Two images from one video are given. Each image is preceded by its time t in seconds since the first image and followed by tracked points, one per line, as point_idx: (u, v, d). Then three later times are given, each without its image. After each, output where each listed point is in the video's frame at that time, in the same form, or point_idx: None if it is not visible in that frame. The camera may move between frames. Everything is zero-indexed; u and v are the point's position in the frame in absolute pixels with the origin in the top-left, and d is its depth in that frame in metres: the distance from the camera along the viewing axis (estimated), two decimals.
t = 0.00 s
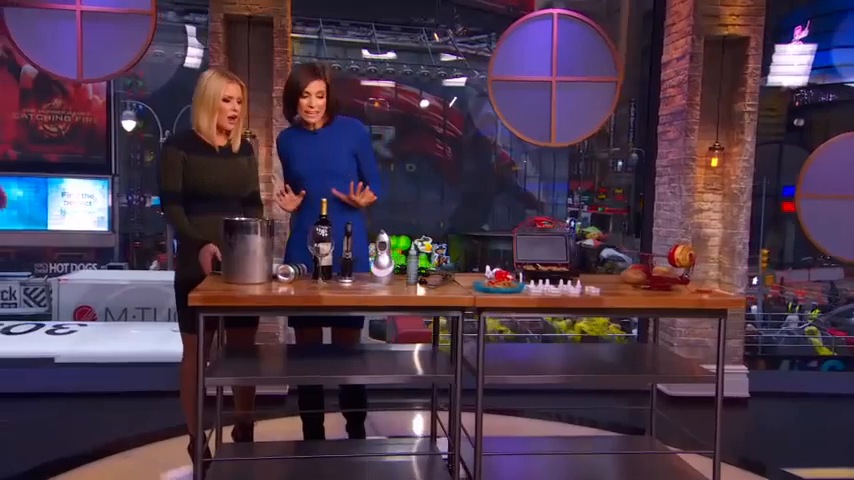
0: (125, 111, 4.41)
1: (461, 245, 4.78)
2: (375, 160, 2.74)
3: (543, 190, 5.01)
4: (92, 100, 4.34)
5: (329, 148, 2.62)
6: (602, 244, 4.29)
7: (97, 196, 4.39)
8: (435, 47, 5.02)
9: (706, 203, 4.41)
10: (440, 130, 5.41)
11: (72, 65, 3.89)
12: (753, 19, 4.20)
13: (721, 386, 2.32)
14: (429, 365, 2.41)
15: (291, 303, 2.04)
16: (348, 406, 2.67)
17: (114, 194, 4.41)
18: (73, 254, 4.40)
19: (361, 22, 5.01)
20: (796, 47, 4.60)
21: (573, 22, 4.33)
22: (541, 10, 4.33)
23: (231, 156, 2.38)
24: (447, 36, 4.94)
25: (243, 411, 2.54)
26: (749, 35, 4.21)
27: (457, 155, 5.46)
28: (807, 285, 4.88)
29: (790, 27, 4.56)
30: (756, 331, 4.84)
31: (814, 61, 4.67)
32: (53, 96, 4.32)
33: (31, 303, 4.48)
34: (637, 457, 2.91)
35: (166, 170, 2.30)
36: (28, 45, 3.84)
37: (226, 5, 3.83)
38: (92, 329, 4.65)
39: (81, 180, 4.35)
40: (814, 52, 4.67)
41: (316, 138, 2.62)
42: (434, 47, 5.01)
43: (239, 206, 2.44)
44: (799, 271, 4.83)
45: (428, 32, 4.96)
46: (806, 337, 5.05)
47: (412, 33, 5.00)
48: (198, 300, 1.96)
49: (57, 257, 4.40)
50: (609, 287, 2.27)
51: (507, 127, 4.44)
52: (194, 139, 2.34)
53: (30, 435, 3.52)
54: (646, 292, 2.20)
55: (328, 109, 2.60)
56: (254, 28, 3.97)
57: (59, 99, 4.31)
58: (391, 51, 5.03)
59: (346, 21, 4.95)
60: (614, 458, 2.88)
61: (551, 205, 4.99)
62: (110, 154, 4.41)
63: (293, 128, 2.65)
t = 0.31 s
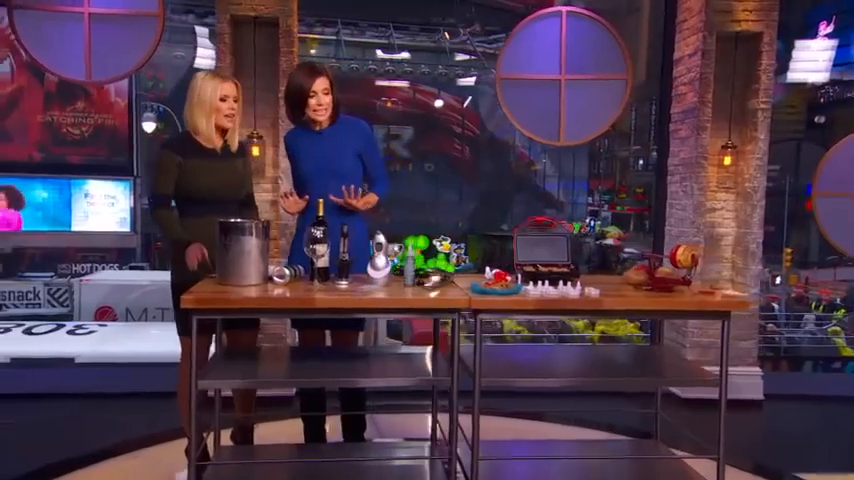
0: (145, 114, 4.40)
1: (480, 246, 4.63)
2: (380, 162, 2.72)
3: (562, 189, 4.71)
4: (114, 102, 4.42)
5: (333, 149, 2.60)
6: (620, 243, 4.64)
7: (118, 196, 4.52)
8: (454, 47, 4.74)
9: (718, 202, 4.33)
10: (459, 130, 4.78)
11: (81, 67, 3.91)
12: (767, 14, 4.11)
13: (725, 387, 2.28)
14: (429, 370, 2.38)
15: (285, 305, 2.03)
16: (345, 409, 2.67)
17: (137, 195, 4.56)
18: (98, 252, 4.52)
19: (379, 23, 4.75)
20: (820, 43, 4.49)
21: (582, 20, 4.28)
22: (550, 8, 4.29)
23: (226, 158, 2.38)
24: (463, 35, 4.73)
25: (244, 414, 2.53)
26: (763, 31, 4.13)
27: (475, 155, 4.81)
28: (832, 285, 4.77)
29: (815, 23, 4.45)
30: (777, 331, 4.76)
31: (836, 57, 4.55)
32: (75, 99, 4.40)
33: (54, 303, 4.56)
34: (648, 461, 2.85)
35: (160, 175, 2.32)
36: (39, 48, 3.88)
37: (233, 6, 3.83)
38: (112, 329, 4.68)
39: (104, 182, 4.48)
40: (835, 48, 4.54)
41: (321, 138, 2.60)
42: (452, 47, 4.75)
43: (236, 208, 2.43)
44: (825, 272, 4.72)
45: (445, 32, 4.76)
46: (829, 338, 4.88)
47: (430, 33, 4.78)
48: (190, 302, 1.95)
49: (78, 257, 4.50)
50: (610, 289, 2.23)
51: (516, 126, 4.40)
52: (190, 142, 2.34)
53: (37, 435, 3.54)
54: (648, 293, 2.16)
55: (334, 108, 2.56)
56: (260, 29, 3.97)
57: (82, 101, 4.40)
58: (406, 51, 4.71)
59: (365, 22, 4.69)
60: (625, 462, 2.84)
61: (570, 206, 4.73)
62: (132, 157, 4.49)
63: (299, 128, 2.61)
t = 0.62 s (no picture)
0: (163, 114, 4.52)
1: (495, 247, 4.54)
2: (394, 166, 2.68)
3: (578, 190, 4.80)
4: (132, 103, 4.59)
5: (341, 149, 2.58)
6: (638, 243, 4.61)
7: (137, 197, 4.61)
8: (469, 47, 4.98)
9: (729, 201, 4.28)
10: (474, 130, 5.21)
11: (88, 68, 3.93)
12: (778, 11, 4.05)
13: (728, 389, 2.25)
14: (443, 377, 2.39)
15: (280, 307, 2.01)
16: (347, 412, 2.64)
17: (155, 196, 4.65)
18: (118, 251, 4.68)
19: (397, 23, 5.06)
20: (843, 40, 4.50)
21: (591, 18, 4.24)
22: (558, 6, 4.25)
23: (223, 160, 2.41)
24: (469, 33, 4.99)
25: (242, 415, 2.54)
26: (774, 28, 4.07)
27: (490, 155, 5.16)
28: None
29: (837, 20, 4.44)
30: (797, 332, 4.75)
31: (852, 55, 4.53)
32: (96, 101, 4.58)
33: (72, 303, 4.66)
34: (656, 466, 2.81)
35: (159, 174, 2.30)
36: (47, 49, 3.91)
37: (238, 6, 3.82)
38: (128, 329, 4.69)
39: (123, 182, 4.57)
40: None
41: (332, 137, 2.58)
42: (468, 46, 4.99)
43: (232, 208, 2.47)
44: (847, 272, 4.69)
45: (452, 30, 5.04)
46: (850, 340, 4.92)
47: (445, 33, 5.08)
48: (183, 303, 1.95)
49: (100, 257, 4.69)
50: (611, 290, 2.19)
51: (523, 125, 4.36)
52: (183, 143, 2.35)
53: (40, 435, 3.56)
54: (648, 294, 2.12)
55: (338, 109, 2.48)
56: (266, 29, 3.97)
57: (102, 103, 4.57)
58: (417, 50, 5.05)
59: (381, 23, 5.01)
60: (632, 466, 2.80)
61: (587, 206, 4.76)
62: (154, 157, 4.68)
63: (314, 126, 2.60)
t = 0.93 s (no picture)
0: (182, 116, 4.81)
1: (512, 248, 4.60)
2: (399, 173, 2.49)
3: (595, 190, 4.83)
4: (150, 105, 4.66)
5: (343, 153, 2.46)
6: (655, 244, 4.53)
7: (154, 198, 4.73)
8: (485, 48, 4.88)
9: (741, 202, 4.22)
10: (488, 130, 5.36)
11: (97, 69, 3.96)
12: (790, 9, 3.99)
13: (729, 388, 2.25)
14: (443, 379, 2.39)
15: (277, 307, 2.01)
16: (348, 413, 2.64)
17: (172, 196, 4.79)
18: (136, 252, 4.79)
19: (412, 24, 4.99)
20: None
21: (599, 17, 4.20)
22: (566, 6, 4.21)
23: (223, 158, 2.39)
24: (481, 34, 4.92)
25: (241, 416, 2.60)
26: (786, 26, 4.01)
27: (505, 155, 5.38)
28: None
29: None
30: (817, 335, 4.70)
31: None
32: (115, 102, 4.65)
33: (91, 303, 4.73)
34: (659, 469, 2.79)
35: (169, 161, 2.31)
36: (56, 50, 3.94)
37: (246, 7, 3.82)
38: (144, 330, 4.60)
39: (140, 183, 4.70)
40: None
41: (337, 141, 2.48)
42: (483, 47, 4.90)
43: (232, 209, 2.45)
44: None
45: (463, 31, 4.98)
46: None
47: (460, 33, 5.01)
48: (179, 303, 1.94)
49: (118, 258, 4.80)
50: (612, 292, 2.17)
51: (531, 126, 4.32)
52: (183, 142, 2.35)
53: (46, 434, 3.59)
54: (650, 296, 2.10)
55: (343, 114, 2.39)
56: (273, 29, 3.97)
57: (121, 105, 4.65)
58: (428, 51, 4.99)
59: (397, 25, 4.93)
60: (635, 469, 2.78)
61: (604, 207, 4.78)
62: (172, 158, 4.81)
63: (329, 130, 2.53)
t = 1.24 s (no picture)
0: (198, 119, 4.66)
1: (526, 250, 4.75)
2: (392, 174, 2.47)
3: (609, 193, 4.79)
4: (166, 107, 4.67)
5: (339, 153, 2.46)
6: (668, 247, 4.42)
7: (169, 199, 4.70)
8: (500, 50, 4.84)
9: (748, 205, 4.18)
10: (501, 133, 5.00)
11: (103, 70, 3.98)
12: (799, 10, 3.95)
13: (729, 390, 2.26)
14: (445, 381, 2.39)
15: (271, 309, 2.01)
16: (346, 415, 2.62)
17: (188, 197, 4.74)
18: (149, 253, 4.79)
19: (425, 26, 4.90)
20: None
21: (605, 18, 4.16)
22: (572, 7, 4.18)
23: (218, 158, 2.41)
24: (487, 37, 4.90)
25: (239, 416, 2.61)
26: (795, 27, 3.97)
27: (519, 158, 5.02)
28: None
29: None
30: (833, 340, 4.68)
31: None
32: (130, 104, 4.66)
33: (105, 303, 4.75)
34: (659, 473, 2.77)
35: (166, 165, 2.30)
36: (62, 51, 3.96)
37: (250, 8, 3.84)
38: (155, 329, 4.68)
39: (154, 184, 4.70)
40: None
41: (333, 141, 2.48)
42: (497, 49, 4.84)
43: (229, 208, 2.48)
44: None
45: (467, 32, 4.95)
46: None
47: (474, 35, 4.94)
48: (173, 304, 1.95)
49: (130, 259, 4.77)
50: (608, 294, 2.15)
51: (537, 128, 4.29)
52: (179, 146, 2.33)
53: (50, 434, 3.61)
54: (646, 299, 2.07)
55: (335, 114, 2.39)
56: (277, 31, 3.98)
57: (136, 107, 4.65)
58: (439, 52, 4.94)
59: (410, 26, 4.86)
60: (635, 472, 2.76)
61: (617, 209, 4.77)
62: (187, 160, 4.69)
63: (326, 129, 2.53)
